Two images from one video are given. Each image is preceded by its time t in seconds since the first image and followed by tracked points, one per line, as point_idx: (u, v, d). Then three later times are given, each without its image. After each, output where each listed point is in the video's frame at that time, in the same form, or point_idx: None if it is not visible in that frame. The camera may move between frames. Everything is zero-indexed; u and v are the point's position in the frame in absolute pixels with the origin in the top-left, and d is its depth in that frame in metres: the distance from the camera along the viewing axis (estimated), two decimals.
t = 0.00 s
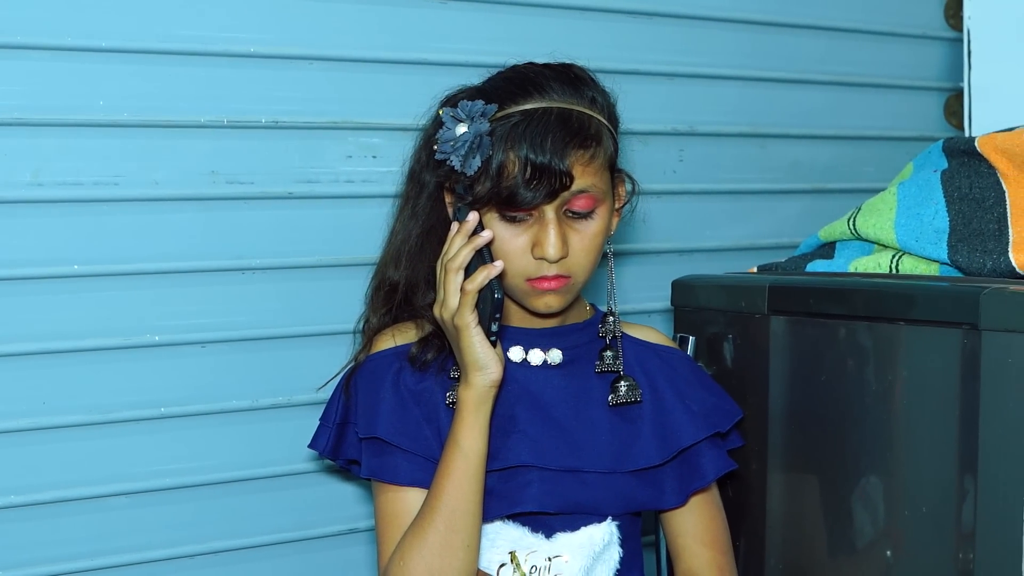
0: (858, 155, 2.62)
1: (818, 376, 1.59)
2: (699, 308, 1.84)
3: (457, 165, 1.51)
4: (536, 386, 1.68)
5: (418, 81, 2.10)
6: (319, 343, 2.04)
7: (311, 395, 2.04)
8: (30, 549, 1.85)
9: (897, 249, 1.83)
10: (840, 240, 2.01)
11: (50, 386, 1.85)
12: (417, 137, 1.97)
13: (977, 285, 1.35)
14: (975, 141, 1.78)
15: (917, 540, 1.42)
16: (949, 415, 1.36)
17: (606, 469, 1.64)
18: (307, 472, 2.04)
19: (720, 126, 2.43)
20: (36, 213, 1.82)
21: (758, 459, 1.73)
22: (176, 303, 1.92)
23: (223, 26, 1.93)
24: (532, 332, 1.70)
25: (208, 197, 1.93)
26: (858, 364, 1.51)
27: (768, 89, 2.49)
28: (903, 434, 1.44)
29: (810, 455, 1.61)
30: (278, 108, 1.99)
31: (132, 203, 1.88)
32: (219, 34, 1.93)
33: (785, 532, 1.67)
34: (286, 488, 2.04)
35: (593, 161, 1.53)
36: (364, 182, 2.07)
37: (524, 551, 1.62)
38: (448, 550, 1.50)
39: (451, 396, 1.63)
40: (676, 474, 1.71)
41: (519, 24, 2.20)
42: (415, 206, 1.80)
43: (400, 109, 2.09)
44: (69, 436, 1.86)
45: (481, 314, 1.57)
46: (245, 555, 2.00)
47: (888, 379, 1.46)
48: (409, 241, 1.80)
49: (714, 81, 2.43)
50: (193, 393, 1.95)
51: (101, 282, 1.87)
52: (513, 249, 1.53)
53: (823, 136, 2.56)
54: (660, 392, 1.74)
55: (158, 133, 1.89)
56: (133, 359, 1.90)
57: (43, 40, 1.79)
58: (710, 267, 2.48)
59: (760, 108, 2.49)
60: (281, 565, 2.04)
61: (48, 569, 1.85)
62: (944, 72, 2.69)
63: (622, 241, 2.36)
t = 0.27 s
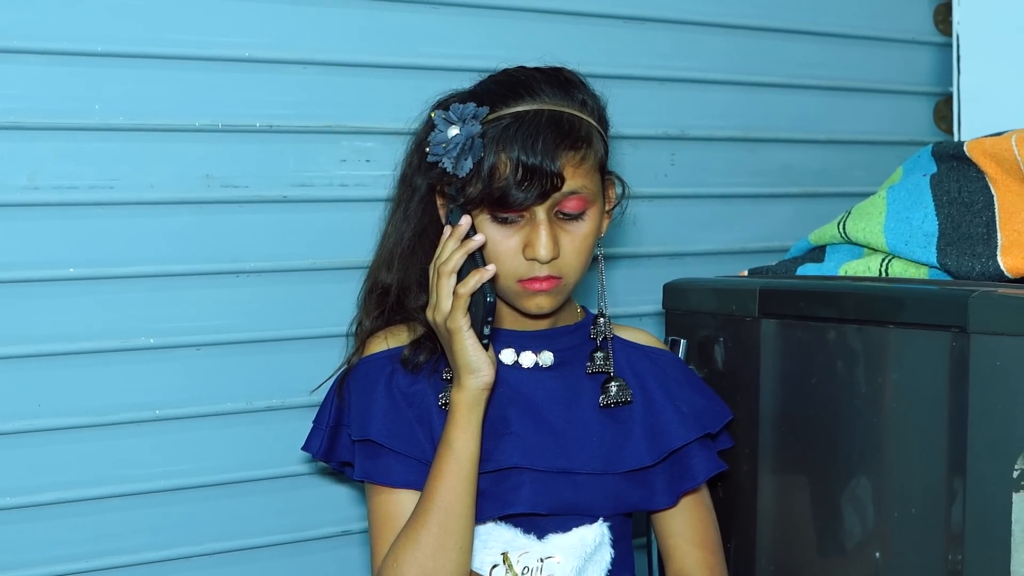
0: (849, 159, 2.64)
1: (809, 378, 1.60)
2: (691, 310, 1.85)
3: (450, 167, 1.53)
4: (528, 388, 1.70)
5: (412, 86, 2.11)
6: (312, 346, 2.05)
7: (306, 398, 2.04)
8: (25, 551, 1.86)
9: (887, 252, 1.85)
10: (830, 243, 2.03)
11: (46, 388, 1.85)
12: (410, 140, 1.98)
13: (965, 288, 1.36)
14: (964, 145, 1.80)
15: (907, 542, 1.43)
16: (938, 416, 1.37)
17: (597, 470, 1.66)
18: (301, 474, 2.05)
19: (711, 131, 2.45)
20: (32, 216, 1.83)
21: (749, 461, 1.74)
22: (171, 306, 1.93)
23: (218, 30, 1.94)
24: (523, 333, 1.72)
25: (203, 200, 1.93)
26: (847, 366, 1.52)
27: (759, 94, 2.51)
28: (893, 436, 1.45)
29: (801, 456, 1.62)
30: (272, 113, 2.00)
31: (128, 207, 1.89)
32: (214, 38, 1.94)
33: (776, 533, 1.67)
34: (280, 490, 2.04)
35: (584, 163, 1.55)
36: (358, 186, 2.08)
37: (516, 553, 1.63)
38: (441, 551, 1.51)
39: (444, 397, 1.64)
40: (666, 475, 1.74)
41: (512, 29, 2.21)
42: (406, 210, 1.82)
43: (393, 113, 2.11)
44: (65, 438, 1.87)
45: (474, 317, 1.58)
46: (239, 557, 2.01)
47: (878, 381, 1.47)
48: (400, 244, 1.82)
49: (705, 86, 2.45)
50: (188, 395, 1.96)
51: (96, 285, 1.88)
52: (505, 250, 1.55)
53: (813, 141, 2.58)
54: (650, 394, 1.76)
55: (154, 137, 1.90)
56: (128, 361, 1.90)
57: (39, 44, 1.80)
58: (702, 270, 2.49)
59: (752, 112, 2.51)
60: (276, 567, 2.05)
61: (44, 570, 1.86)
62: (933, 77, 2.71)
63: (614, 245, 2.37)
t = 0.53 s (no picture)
0: (847, 166, 2.66)
1: (807, 384, 1.61)
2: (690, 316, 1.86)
3: (448, 173, 1.56)
4: (526, 394, 1.71)
5: (412, 93, 2.13)
6: (313, 351, 2.06)
7: (306, 402, 2.05)
8: (28, 554, 1.87)
9: (885, 259, 1.86)
10: (828, 250, 2.04)
11: (49, 393, 1.86)
12: (410, 147, 2.00)
13: (963, 295, 1.37)
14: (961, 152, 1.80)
15: (905, 547, 1.44)
16: (936, 422, 1.38)
17: (595, 475, 1.67)
18: (301, 478, 2.06)
19: (710, 138, 2.46)
20: (36, 221, 1.84)
21: (747, 466, 1.74)
22: (173, 311, 1.94)
23: (220, 37, 1.95)
24: (523, 340, 1.74)
25: (205, 206, 1.95)
26: (845, 372, 1.53)
27: (759, 101, 2.52)
28: (890, 441, 1.46)
29: (799, 462, 1.63)
30: (274, 119, 2.01)
31: (131, 212, 1.90)
32: (217, 45, 1.95)
33: (774, 538, 1.68)
34: (281, 494, 2.05)
35: (581, 168, 1.57)
36: (359, 192, 2.09)
37: (515, 557, 1.65)
38: (441, 556, 1.52)
39: (443, 402, 1.65)
40: (664, 481, 1.75)
41: (513, 37, 2.23)
42: (406, 216, 1.83)
43: (394, 120, 2.12)
44: (67, 442, 1.88)
45: (473, 324, 1.59)
46: (240, 560, 2.02)
47: (876, 387, 1.48)
48: (400, 250, 1.83)
49: (705, 93, 2.46)
50: (190, 400, 1.96)
51: (99, 290, 1.89)
52: (503, 255, 1.57)
53: (812, 148, 2.59)
54: (648, 399, 1.77)
55: (157, 143, 1.91)
56: (130, 365, 1.91)
57: (43, 51, 1.82)
58: (701, 276, 2.50)
59: (751, 119, 2.52)
60: (276, 571, 2.05)
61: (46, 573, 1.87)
62: (931, 84, 2.73)
63: (614, 251, 2.38)
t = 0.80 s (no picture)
0: (845, 171, 2.67)
1: (804, 388, 1.62)
2: (687, 320, 1.86)
3: (445, 175, 1.59)
4: (524, 397, 1.72)
5: (412, 97, 2.14)
6: (313, 354, 2.07)
7: (305, 405, 2.06)
8: (28, 555, 1.88)
9: (882, 263, 1.87)
10: (826, 254, 2.05)
11: (50, 394, 1.87)
12: (410, 151, 2.01)
13: (959, 299, 1.38)
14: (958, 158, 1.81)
15: (900, 550, 1.44)
16: (932, 426, 1.39)
17: (592, 478, 1.68)
18: (300, 480, 2.07)
19: (708, 142, 2.48)
20: (38, 224, 1.85)
21: (744, 469, 1.75)
22: (173, 313, 1.95)
23: (222, 41, 1.97)
24: (520, 344, 1.74)
25: (206, 209, 1.96)
26: (841, 376, 1.54)
27: (757, 106, 2.54)
28: (887, 445, 1.46)
29: (795, 465, 1.63)
30: (275, 123, 2.02)
31: (132, 215, 1.91)
32: (219, 49, 1.96)
33: (772, 541, 1.69)
34: (280, 496, 2.06)
35: (576, 170, 1.60)
36: (359, 196, 2.10)
37: (512, 559, 1.66)
38: (438, 558, 1.53)
39: (441, 405, 1.66)
40: (660, 484, 1.76)
41: (513, 41, 2.24)
42: (404, 220, 1.84)
43: (394, 124, 2.13)
44: (68, 444, 1.89)
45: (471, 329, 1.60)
46: (240, 562, 2.03)
47: (872, 391, 1.49)
48: (398, 254, 1.84)
49: (703, 98, 2.47)
50: (190, 402, 1.97)
51: (100, 292, 1.90)
52: (500, 257, 1.59)
53: (810, 153, 2.60)
54: (644, 403, 1.78)
55: (158, 146, 1.93)
56: (131, 368, 1.92)
57: (45, 55, 1.83)
58: (699, 280, 2.51)
59: (749, 124, 2.53)
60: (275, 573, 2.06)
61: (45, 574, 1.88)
62: (929, 90, 2.74)
63: (613, 254, 2.39)
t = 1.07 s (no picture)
0: (841, 175, 2.68)
1: (799, 391, 1.62)
2: (684, 323, 1.87)
3: (439, 176, 1.62)
4: (520, 400, 1.73)
5: (411, 101, 2.15)
6: (311, 356, 2.08)
7: (304, 408, 2.07)
8: (26, 556, 1.88)
9: (877, 267, 1.88)
10: (822, 258, 2.06)
11: (48, 396, 1.88)
12: (409, 154, 2.02)
13: (953, 303, 1.39)
14: (953, 162, 1.81)
15: (895, 552, 1.45)
16: (927, 429, 1.40)
17: (589, 480, 1.69)
18: (298, 482, 2.07)
19: (705, 146, 2.49)
20: (38, 225, 1.86)
21: (740, 472, 1.76)
22: (172, 315, 1.96)
23: (222, 45, 1.98)
24: (517, 346, 1.76)
25: (205, 212, 1.96)
26: (836, 379, 1.55)
27: (753, 110, 2.55)
28: (882, 448, 1.47)
29: (790, 468, 1.64)
30: (273, 126, 2.03)
31: (131, 218, 1.92)
32: (217, 53, 1.97)
33: (767, 543, 1.69)
34: (278, 498, 2.07)
35: (569, 172, 1.62)
36: (357, 199, 2.11)
37: (508, 561, 1.66)
38: (435, 560, 1.54)
39: (437, 406, 1.66)
40: (656, 485, 1.77)
41: (510, 46, 2.25)
42: (401, 223, 1.85)
43: (392, 127, 2.14)
44: (66, 445, 1.90)
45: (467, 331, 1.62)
46: (237, 563, 2.03)
47: (867, 394, 1.50)
48: (395, 257, 1.85)
49: (699, 102, 2.48)
50: (188, 404, 1.98)
51: (99, 294, 1.90)
52: (495, 258, 1.61)
53: (806, 157, 2.61)
54: (640, 405, 1.80)
55: (157, 149, 1.93)
56: (130, 369, 1.93)
57: (45, 58, 1.84)
58: (696, 283, 2.52)
59: (745, 128, 2.54)
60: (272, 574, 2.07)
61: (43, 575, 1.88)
62: (924, 94, 2.75)
63: (610, 258, 2.40)
